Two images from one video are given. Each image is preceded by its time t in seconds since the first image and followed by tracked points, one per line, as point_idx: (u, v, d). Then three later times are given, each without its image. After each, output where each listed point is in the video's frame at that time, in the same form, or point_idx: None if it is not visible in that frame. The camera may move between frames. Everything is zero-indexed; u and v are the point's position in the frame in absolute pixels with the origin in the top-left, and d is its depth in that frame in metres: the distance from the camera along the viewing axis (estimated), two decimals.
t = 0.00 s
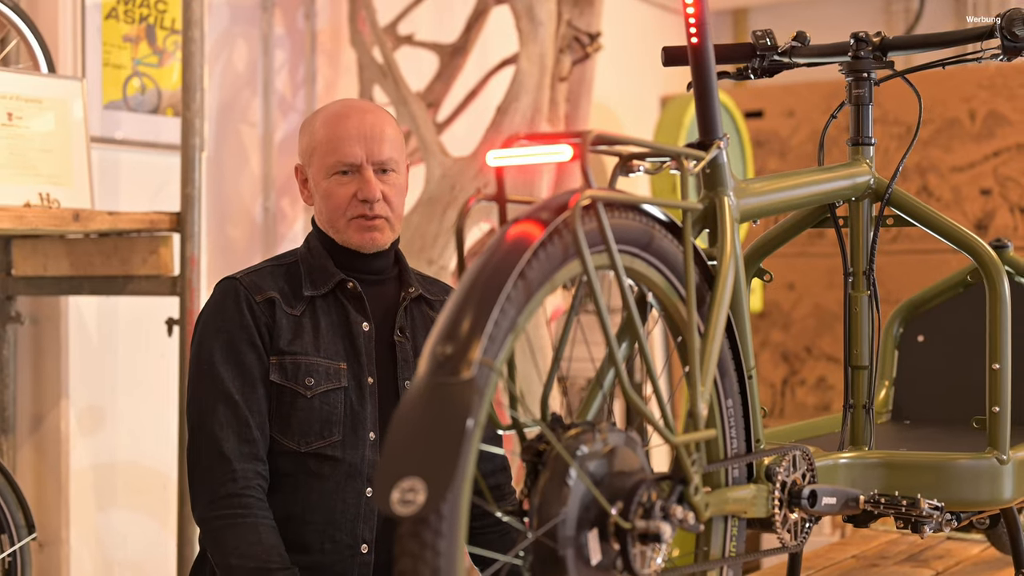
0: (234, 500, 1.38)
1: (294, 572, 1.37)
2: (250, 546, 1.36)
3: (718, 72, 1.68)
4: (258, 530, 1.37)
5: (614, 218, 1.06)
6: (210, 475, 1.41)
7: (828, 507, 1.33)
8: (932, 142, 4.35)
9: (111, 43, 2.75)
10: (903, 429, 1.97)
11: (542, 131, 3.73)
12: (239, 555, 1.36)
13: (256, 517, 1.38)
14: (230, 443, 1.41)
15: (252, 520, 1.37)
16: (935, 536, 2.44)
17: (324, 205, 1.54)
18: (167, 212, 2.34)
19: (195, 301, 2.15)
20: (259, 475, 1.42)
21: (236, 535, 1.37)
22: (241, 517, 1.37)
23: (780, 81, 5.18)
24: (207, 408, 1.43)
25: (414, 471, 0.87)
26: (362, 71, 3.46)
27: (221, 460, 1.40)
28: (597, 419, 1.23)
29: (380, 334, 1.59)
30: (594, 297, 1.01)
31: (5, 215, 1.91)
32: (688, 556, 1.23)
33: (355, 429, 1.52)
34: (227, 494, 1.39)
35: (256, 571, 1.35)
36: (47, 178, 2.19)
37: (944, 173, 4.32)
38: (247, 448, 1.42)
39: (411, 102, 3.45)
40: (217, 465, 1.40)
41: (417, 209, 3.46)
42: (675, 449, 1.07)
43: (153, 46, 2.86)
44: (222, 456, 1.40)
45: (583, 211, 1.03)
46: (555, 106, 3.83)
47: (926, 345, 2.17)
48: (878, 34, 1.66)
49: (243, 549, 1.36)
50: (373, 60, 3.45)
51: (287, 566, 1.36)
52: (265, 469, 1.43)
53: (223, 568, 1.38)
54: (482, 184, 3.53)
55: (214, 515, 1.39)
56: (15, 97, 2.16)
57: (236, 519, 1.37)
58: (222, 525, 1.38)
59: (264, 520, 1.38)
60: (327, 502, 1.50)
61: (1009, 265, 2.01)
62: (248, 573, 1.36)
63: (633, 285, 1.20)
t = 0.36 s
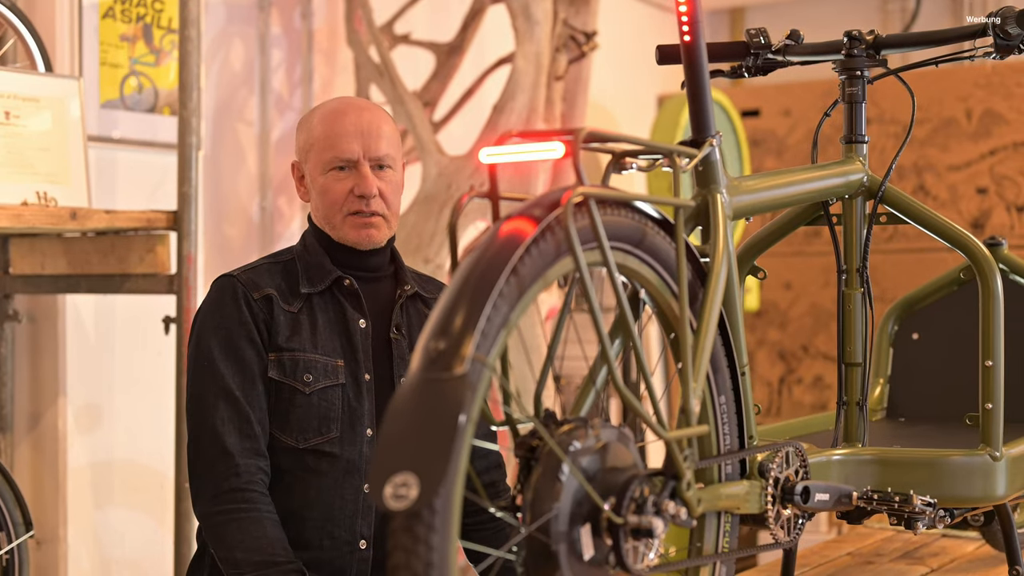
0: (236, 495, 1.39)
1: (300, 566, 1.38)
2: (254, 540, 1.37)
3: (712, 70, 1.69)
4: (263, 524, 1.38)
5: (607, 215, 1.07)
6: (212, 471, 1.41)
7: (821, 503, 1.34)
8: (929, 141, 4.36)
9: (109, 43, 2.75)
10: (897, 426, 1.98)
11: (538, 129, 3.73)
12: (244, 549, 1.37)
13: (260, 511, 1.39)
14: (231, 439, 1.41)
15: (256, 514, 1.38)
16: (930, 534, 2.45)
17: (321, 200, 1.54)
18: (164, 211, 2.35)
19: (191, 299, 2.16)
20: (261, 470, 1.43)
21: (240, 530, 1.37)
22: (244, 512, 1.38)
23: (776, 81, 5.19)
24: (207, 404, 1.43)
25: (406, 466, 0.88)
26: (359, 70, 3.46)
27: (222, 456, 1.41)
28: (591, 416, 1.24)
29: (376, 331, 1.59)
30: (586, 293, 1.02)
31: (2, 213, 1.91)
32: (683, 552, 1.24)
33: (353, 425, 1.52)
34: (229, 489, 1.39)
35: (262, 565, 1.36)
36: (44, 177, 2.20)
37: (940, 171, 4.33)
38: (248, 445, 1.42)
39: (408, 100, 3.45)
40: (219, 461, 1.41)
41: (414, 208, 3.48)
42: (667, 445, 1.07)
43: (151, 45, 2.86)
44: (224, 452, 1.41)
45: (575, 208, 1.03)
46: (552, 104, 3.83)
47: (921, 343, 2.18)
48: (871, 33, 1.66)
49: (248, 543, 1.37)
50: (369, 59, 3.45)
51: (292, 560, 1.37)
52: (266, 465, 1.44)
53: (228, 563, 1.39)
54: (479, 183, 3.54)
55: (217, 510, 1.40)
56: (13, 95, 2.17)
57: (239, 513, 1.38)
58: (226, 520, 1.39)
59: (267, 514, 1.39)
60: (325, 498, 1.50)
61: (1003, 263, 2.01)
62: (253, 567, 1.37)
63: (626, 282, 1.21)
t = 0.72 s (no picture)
0: (239, 495, 1.39)
1: (302, 567, 1.38)
2: (256, 541, 1.37)
3: (715, 70, 1.68)
4: (265, 524, 1.38)
5: (608, 215, 1.07)
6: (214, 471, 1.41)
7: (823, 504, 1.33)
8: (932, 141, 4.35)
9: (111, 43, 2.75)
10: (900, 427, 1.98)
11: (541, 129, 3.73)
12: (246, 549, 1.37)
13: (262, 511, 1.39)
14: (234, 439, 1.42)
15: (258, 514, 1.38)
16: (933, 534, 2.45)
17: (318, 197, 1.55)
18: (168, 212, 2.35)
19: (194, 300, 2.16)
20: (264, 470, 1.43)
21: (242, 530, 1.37)
22: (246, 512, 1.38)
23: (779, 81, 5.19)
24: (210, 405, 1.43)
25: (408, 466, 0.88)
26: (362, 70, 3.46)
27: (225, 456, 1.41)
28: (593, 416, 1.24)
29: (379, 331, 1.59)
30: (587, 292, 1.01)
31: (5, 213, 1.91)
32: (685, 552, 1.24)
33: (355, 425, 1.52)
34: (232, 489, 1.39)
35: (264, 565, 1.36)
36: (47, 177, 2.20)
37: (943, 172, 4.33)
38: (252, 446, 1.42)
39: (410, 101, 3.46)
40: (221, 461, 1.41)
41: (416, 208, 3.49)
42: (669, 445, 1.07)
43: (153, 45, 2.87)
44: (227, 452, 1.41)
45: (577, 208, 1.03)
46: (554, 105, 3.83)
47: (924, 343, 2.18)
48: (874, 33, 1.66)
49: (251, 543, 1.37)
50: (372, 60, 3.46)
51: (294, 561, 1.37)
52: (269, 465, 1.44)
53: (230, 563, 1.39)
54: (481, 184, 3.54)
55: (220, 510, 1.40)
56: (15, 96, 2.17)
57: (241, 513, 1.38)
58: (228, 520, 1.39)
59: (270, 514, 1.39)
60: (328, 497, 1.50)
61: (1006, 262, 2.00)
62: (255, 567, 1.37)
63: (628, 282, 1.21)
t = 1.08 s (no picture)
0: (243, 494, 1.39)
1: (306, 566, 1.38)
2: (260, 540, 1.37)
3: (718, 69, 1.68)
4: (269, 523, 1.38)
5: (611, 215, 1.07)
6: (218, 470, 1.41)
7: (827, 504, 1.33)
8: (936, 141, 4.35)
9: (115, 42, 2.76)
10: (904, 426, 1.98)
11: (544, 129, 3.73)
12: (250, 548, 1.37)
13: (267, 510, 1.39)
14: (238, 439, 1.42)
15: (263, 514, 1.38)
16: (936, 534, 2.45)
17: (325, 196, 1.55)
18: (172, 211, 2.35)
19: (198, 299, 2.17)
20: (268, 469, 1.43)
21: (247, 529, 1.37)
22: (251, 511, 1.38)
23: (783, 80, 5.18)
24: (214, 404, 1.43)
25: (412, 466, 0.88)
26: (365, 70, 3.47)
27: (229, 455, 1.41)
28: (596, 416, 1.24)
29: (382, 330, 1.60)
30: (591, 292, 1.02)
31: (9, 213, 1.91)
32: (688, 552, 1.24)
33: (358, 425, 1.52)
34: (237, 488, 1.40)
35: (268, 564, 1.36)
36: (51, 176, 2.20)
37: (947, 171, 4.33)
38: (257, 446, 1.42)
39: (414, 100, 3.45)
40: (225, 460, 1.41)
41: (419, 208, 3.50)
42: (672, 445, 1.07)
43: (157, 45, 2.87)
44: (231, 450, 1.41)
45: (580, 208, 1.03)
46: (557, 104, 3.83)
47: (928, 342, 2.17)
48: (877, 33, 1.66)
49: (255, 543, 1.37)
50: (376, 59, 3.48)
51: (298, 560, 1.37)
52: (273, 464, 1.44)
53: (235, 562, 1.39)
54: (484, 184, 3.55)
55: (224, 509, 1.40)
56: (19, 95, 2.17)
57: (246, 512, 1.38)
58: (232, 519, 1.39)
59: (274, 513, 1.39)
60: (331, 497, 1.51)
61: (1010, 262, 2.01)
62: (259, 567, 1.37)
63: (631, 282, 1.21)
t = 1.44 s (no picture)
0: (245, 495, 1.39)
1: (307, 567, 1.38)
2: (262, 541, 1.37)
3: (719, 71, 1.69)
4: (271, 524, 1.38)
5: (612, 217, 1.07)
6: (220, 471, 1.42)
7: (827, 505, 1.33)
8: (936, 142, 4.35)
9: (116, 44, 2.76)
10: (904, 428, 1.98)
11: (545, 130, 3.74)
12: (251, 549, 1.37)
13: (268, 511, 1.39)
14: (240, 439, 1.42)
15: (264, 514, 1.38)
16: (937, 535, 2.45)
17: (333, 196, 1.55)
18: (173, 212, 2.35)
19: (199, 300, 2.17)
20: (270, 470, 1.43)
21: (248, 530, 1.38)
22: (253, 512, 1.39)
23: (783, 82, 5.19)
24: (216, 404, 1.43)
25: (413, 466, 0.88)
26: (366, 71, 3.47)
27: (231, 456, 1.41)
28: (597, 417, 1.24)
29: (384, 332, 1.60)
30: (592, 293, 1.02)
31: (10, 214, 1.92)
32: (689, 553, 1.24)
33: (359, 426, 1.53)
34: (238, 489, 1.40)
35: (269, 565, 1.37)
36: (52, 177, 2.20)
37: (948, 173, 4.33)
38: (259, 447, 1.43)
39: (415, 101, 3.46)
40: (227, 461, 1.41)
41: (421, 209, 3.50)
42: (672, 446, 1.07)
43: (158, 46, 2.87)
44: (233, 451, 1.41)
45: (581, 209, 1.04)
46: (558, 105, 3.84)
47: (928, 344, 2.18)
48: (877, 34, 1.66)
49: (257, 544, 1.37)
50: (377, 60, 3.47)
51: (300, 561, 1.38)
52: (275, 465, 1.44)
53: (236, 563, 1.39)
54: (486, 185, 3.55)
55: (226, 510, 1.40)
56: (20, 96, 2.18)
57: (247, 513, 1.38)
58: (233, 520, 1.39)
59: (275, 514, 1.39)
60: (333, 498, 1.51)
61: (1010, 264, 2.01)
62: (261, 567, 1.37)
63: (632, 283, 1.21)
